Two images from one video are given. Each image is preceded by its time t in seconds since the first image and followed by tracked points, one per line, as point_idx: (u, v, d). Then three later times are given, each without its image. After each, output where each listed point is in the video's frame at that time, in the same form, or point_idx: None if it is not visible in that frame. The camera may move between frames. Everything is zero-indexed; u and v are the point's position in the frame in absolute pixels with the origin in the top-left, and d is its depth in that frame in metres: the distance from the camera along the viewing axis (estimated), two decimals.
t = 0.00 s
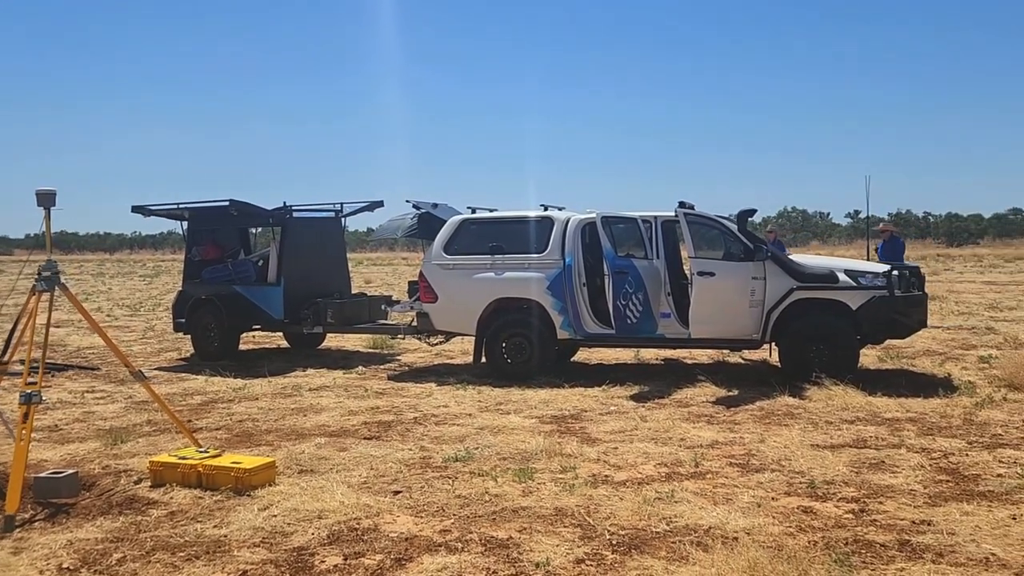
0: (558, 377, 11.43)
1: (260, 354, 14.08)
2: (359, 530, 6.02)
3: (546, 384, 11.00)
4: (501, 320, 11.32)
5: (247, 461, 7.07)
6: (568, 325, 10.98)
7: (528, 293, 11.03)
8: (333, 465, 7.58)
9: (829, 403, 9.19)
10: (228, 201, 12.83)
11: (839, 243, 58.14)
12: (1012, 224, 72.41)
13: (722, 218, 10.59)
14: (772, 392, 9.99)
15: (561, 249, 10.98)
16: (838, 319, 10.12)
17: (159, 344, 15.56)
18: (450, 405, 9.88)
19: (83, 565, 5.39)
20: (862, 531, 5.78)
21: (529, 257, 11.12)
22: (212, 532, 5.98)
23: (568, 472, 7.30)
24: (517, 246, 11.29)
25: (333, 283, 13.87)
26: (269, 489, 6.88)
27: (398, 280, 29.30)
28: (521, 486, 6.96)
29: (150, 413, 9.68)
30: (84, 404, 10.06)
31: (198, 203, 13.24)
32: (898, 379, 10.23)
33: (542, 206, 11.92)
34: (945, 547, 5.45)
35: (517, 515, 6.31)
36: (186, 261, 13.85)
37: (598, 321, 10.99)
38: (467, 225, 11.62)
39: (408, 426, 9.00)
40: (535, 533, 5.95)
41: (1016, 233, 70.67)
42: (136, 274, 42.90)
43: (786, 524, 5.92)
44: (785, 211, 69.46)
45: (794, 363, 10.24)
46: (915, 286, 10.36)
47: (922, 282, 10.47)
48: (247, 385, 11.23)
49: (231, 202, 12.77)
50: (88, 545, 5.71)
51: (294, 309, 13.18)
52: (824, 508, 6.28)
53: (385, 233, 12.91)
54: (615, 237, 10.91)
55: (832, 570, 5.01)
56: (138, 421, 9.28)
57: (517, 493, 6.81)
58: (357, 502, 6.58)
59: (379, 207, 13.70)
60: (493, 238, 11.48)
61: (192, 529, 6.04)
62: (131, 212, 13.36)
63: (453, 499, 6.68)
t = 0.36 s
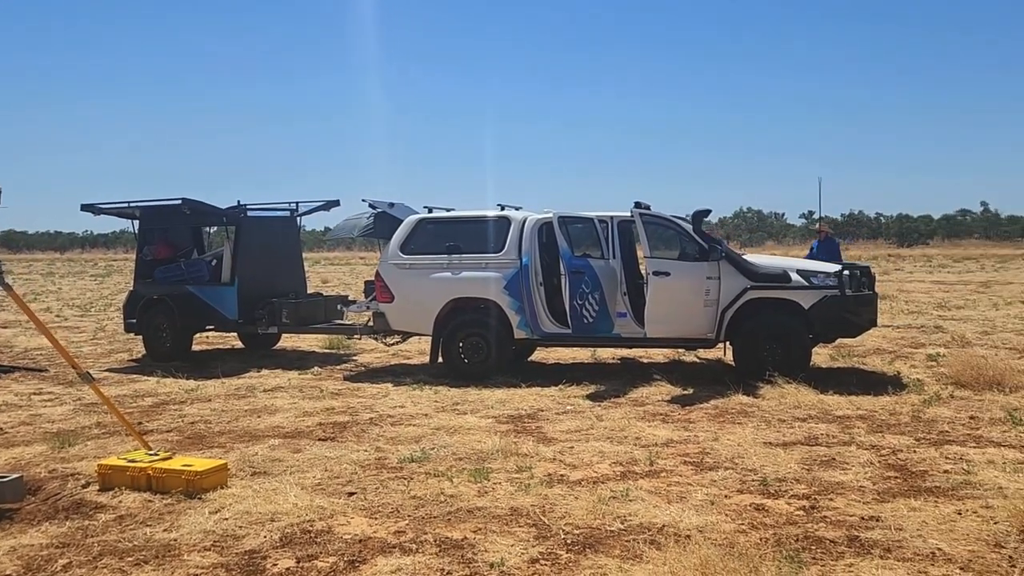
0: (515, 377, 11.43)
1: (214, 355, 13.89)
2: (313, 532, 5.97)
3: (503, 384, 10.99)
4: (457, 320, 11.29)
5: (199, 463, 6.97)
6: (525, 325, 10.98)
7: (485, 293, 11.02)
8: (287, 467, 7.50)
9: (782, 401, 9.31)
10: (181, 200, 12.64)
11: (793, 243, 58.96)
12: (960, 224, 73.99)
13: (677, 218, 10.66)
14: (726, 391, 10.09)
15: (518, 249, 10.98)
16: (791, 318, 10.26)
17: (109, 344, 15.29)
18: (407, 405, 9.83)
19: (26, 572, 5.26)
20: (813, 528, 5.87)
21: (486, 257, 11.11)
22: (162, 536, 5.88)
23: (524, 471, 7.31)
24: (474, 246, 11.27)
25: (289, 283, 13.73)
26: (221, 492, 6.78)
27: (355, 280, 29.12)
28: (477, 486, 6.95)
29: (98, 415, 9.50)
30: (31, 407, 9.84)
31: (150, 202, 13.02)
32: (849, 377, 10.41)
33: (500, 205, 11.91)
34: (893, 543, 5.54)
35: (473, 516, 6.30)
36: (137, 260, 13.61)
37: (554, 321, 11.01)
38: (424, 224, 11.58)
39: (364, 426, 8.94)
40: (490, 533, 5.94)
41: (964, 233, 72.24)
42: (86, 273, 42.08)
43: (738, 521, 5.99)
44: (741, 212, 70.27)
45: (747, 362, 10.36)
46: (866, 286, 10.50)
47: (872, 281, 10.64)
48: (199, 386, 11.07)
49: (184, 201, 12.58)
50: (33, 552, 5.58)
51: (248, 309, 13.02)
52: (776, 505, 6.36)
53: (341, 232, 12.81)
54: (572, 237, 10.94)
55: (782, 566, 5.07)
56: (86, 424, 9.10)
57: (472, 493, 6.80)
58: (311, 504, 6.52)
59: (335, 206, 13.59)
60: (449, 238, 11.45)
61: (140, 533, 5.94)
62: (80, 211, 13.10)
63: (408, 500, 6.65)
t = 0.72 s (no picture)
0: (473, 377, 11.42)
1: (168, 355, 13.68)
2: (267, 534, 5.90)
3: (461, 384, 10.98)
4: (415, 320, 11.25)
5: (151, 466, 6.85)
6: (483, 325, 10.97)
7: (443, 292, 10.99)
8: (241, 468, 7.41)
9: (738, 399, 9.42)
10: (133, 198, 12.42)
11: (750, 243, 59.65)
12: (912, 224, 75.41)
13: (634, 218, 10.72)
14: (682, 389, 10.16)
15: (476, 248, 10.97)
16: (746, 316, 10.39)
17: (59, 345, 14.97)
18: (364, 406, 9.76)
19: None
20: (766, 524, 5.93)
21: (444, 256, 11.08)
22: (112, 540, 5.78)
23: (481, 471, 7.30)
24: (433, 245, 11.24)
25: (244, 283, 13.57)
26: (174, 495, 6.68)
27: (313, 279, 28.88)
28: (434, 486, 6.93)
29: (47, 418, 9.30)
30: None
31: (101, 200, 12.79)
32: (803, 375, 10.54)
33: (458, 204, 11.89)
34: (844, 538, 5.63)
35: (429, 516, 6.28)
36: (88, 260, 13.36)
37: (513, 320, 11.01)
38: (382, 223, 11.51)
39: (320, 427, 8.86)
40: (446, 533, 5.92)
41: (916, 233, 73.63)
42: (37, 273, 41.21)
43: (693, 518, 6.04)
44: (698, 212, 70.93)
45: (704, 361, 10.46)
46: (819, 284, 10.69)
47: (825, 281, 10.81)
48: (152, 388, 10.89)
49: (136, 199, 12.37)
50: None
51: (203, 309, 12.84)
52: (730, 502, 6.43)
53: (297, 232, 12.69)
54: (530, 236, 10.96)
55: (736, 562, 5.12)
56: (35, 427, 8.91)
57: (430, 493, 6.78)
58: (265, 506, 6.44)
59: (292, 205, 13.46)
60: (407, 237, 11.40)
61: (90, 537, 5.83)
62: (29, 209, 12.83)
63: (365, 500, 6.60)
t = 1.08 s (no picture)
0: (432, 377, 11.41)
1: (121, 357, 13.45)
2: (222, 537, 5.82)
3: (420, 384, 10.94)
4: (374, 320, 11.19)
5: (102, 469, 6.73)
6: (442, 325, 10.93)
7: (402, 292, 10.94)
8: (196, 471, 7.31)
9: (695, 397, 9.50)
10: (84, 197, 12.19)
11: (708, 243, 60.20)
12: (866, 225, 76.71)
13: (593, 218, 10.77)
14: (640, 388, 10.24)
15: (435, 247, 10.94)
16: (704, 316, 10.49)
17: (8, 347, 14.64)
18: (322, 406, 9.68)
19: None
20: (722, 521, 5.99)
21: (403, 256, 11.03)
22: (61, 545, 5.66)
23: (440, 471, 7.28)
24: (391, 245, 11.18)
25: (200, 283, 13.38)
26: (126, 498, 6.56)
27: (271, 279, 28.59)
28: (392, 487, 6.89)
29: None
30: None
31: (51, 199, 12.53)
32: (758, 373, 10.69)
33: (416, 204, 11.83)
34: (798, 534, 5.70)
35: (387, 517, 6.25)
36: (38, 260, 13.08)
37: (472, 320, 10.99)
38: (340, 223, 11.42)
39: (277, 428, 8.77)
40: (404, 534, 5.90)
41: (870, 233, 74.86)
42: None
43: (651, 516, 6.08)
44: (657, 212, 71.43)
45: (661, 360, 10.54)
46: (775, 284, 10.83)
47: (781, 280, 10.96)
48: (104, 390, 10.70)
49: (88, 198, 12.14)
50: None
51: (156, 309, 12.64)
52: (687, 499, 6.48)
53: (253, 231, 12.55)
54: (489, 236, 10.94)
55: (692, 559, 5.16)
56: None
57: (387, 494, 6.74)
58: (220, 509, 6.35)
59: (248, 204, 13.31)
60: (366, 237, 11.33)
61: (38, 543, 5.70)
62: None
63: (322, 502, 6.54)
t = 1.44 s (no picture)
0: (390, 377, 11.38)
1: (73, 359, 13.19)
2: (175, 542, 5.74)
3: (378, 384, 10.88)
4: (332, 321, 11.11)
5: (51, 474, 6.60)
6: (400, 325, 10.89)
7: (360, 292, 10.87)
8: (149, 475, 7.20)
9: (652, 396, 9.56)
10: (34, 196, 11.93)
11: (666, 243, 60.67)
12: (821, 225, 77.84)
13: (551, 218, 10.78)
14: (598, 387, 10.29)
15: (394, 247, 10.88)
16: (661, 315, 10.57)
17: None
18: (278, 408, 9.59)
19: None
20: (679, 519, 6.04)
21: (361, 255, 10.96)
22: (8, 552, 5.53)
23: (397, 472, 7.24)
24: (349, 245, 11.11)
25: (154, 283, 13.18)
26: (76, 503, 6.44)
27: (228, 279, 28.26)
28: (349, 488, 6.85)
29: None
30: None
31: None
32: (714, 371, 10.81)
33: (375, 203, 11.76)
34: (753, 531, 5.77)
35: (344, 518, 6.20)
36: None
37: (430, 320, 10.97)
38: (297, 223, 11.32)
39: (232, 430, 8.67)
40: (361, 536, 5.86)
41: (825, 233, 75.96)
42: None
43: (608, 515, 6.11)
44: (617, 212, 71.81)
45: (619, 359, 10.61)
46: (732, 284, 10.93)
47: (737, 280, 11.07)
48: (55, 392, 10.48)
49: (37, 197, 11.88)
50: None
51: (109, 310, 12.42)
52: (644, 498, 6.52)
53: (208, 231, 12.39)
54: (447, 235, 10.91)
55: (649, 557, 5.19)
56: None
57: (345, 496, 6.70)
58: (173, 512, 6.26)
59: (203, 203, 13.13)
60: (323, 237, 11.24)
61: None
62: None
63: (277, 505, 6.48)
